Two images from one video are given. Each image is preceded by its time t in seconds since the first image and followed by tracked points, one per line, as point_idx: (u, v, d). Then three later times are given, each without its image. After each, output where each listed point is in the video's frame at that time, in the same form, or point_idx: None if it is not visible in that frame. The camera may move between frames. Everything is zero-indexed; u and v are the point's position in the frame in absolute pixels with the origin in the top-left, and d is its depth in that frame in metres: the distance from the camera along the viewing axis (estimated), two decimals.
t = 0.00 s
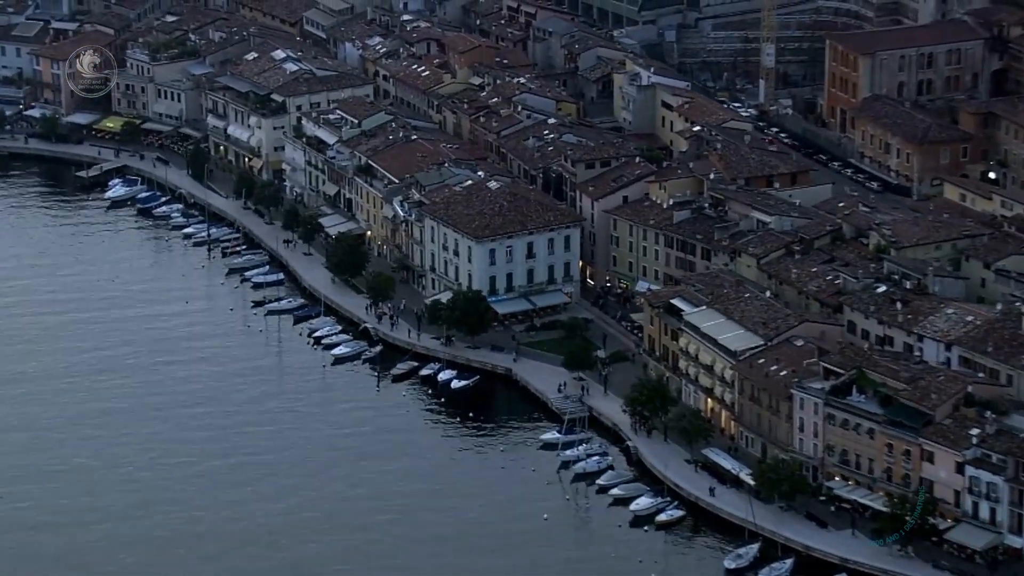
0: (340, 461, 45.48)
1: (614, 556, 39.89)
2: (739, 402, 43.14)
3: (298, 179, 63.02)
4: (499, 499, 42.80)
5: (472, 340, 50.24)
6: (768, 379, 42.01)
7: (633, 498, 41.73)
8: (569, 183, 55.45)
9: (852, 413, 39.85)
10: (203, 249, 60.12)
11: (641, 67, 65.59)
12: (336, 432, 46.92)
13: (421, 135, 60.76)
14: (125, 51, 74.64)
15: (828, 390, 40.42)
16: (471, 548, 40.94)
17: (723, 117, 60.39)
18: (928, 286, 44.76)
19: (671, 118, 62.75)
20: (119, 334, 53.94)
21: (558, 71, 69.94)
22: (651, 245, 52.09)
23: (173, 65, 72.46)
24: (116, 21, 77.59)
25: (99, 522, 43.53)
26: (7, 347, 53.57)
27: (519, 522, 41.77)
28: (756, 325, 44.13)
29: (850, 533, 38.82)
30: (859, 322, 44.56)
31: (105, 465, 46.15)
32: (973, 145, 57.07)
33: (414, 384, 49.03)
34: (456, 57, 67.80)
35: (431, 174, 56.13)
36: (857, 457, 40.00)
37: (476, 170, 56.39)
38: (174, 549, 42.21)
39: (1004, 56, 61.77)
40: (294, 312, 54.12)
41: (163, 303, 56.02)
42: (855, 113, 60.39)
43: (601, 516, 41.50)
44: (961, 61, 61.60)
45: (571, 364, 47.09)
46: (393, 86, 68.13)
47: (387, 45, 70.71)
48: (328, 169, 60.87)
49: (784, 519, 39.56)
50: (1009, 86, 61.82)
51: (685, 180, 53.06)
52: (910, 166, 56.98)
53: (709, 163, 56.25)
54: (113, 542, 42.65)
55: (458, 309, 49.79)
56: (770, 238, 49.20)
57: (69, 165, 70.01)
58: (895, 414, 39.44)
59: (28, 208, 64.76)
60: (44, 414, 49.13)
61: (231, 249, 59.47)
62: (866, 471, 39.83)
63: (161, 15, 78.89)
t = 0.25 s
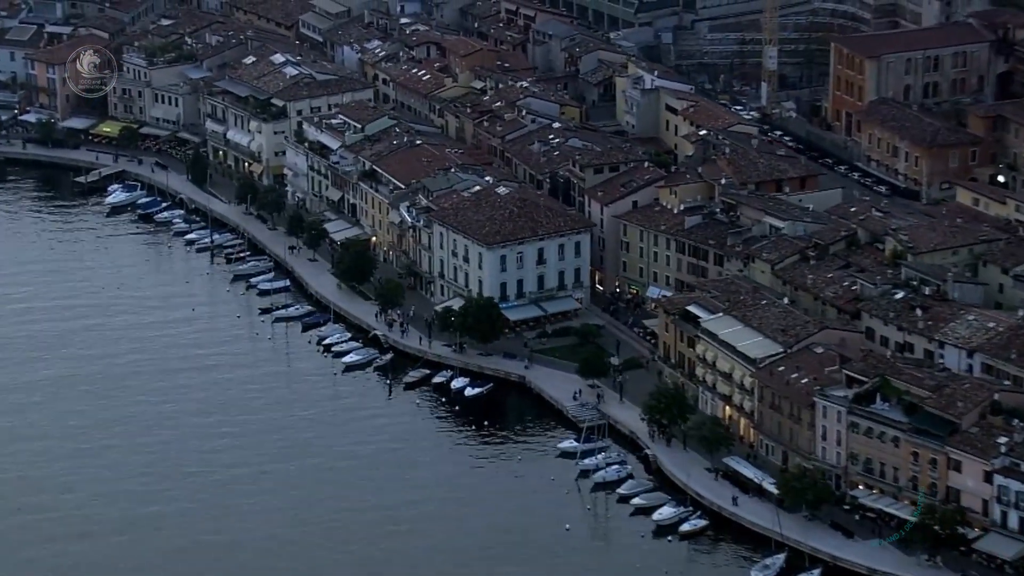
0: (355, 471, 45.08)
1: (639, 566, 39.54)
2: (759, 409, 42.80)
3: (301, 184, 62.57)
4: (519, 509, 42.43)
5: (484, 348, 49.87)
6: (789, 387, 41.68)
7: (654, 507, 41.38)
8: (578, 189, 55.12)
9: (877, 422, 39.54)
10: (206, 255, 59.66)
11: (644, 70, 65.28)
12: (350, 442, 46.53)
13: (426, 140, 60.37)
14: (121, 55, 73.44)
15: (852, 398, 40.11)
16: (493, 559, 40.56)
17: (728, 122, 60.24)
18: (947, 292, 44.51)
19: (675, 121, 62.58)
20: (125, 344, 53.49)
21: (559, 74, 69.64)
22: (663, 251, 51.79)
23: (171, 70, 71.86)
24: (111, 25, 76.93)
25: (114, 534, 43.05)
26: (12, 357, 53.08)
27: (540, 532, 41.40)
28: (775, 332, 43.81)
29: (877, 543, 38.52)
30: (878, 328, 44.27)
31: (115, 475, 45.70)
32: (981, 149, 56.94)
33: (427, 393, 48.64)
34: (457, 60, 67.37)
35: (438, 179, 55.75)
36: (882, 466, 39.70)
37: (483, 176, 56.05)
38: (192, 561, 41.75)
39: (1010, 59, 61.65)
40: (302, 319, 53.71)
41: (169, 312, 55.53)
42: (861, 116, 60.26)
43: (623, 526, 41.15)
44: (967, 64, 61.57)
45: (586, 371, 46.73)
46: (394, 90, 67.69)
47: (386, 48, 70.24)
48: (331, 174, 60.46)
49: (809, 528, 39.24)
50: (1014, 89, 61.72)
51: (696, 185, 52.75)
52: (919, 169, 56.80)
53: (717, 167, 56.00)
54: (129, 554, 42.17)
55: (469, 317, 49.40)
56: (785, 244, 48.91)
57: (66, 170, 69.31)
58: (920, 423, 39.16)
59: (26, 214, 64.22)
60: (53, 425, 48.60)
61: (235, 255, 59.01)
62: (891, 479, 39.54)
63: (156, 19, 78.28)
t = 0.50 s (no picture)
0: (372, 481, 44.72)
1: None
2: (780, 418, 42.51)
3: (303, 190, 62.16)
4: (539, 519, 42.08)
5: (497, 355, 49.53)
6: (810, 396, 41.38)
7: (677, 517, 41.06)
8: (587, 194, 54.81)
9: (902, 431, 39.29)
10: (209, 262, 59.23)
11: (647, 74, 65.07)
12: (365, 451, 46.18)
13: (430, 145, 59.99)
14: (118, 57, 72.85)
15: (876, 407, 39.84)
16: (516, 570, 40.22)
17: (734, 126, 60.06)
18: (968, 299, 44.27)
19: (680, 125, 62.39)
20: (132, 353, 53.07)
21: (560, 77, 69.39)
22: (675, 257, 51.51)
23: (169, 74, 71.29)
24: (106, 30, 76.33)
25: (130, 546, 42.61)
26: (18, 366, 52.61)
27: (562, 542, 41.06)
28: (794, 340, 43.52)
29: (904, 553, 38.27)
30: (897, 336, 44.02)
31: (129, 486, 45.28)
32: (991, 153, 56.69)
33: (440, 401, 48.29)
34: (459, 65, 66.94)
35: (445, 185, 55.40)
36: (907, 475, 39.45)
37: (491, 182, 55.73)
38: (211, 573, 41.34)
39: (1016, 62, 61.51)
40: (310, 326, 53.33)
41: (176, 320, 55.08)
42: (868, 120, 60.06)
43: (646, 536, 40.83)
44: (973, 67, 61.37)
45: (602, 379, 46.41)
46: (395, 95, 67.28)
47: (386, 53, 69.81)
48: (335, 180, 60.07)
49: (835, 539, 38.97)
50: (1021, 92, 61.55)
51: (707, 191, 52.47)
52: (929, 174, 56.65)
53: (726, 172, 55.81)
54: (147, 566, 41.74)
55: (482, 324, 49.04)
56: (800, 250, 48.65)
57: (65, 176, 68.74)
58: (946, 432, 38.92)
59: (25, 220, 63.68)
60: (63, 436, 48.12)
61: (240, 262, 58.58)
62: (917, 489, 39.30)
63: (152, 23, 77.70)
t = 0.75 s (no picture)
0: (392, 494, 44.25)
1: None
2: (805, 428, 42.13)
3: (307, 197, 61.65)
4: (565, 531, 41.64)
5: (513, 365, 49.10)
6: (837, 406, 40.99)
7: (705, 529, 40.65)
8: (598, 201, 54.43)
9: (933, 442, 38.97)
10: (214, 271, 58.67)
11: (651, 79, 64.75)
12: (384, 463, 45.72)
13: (436, 151, 59.57)
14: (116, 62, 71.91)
15: (906, 417, 39.50)
16: None
17: (742, 134, 59.92)
18: (992, 307, 43.97)
19: (686, 131, 62.10)
20: (142, 365, 52.52)
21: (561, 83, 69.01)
22: (690, 265, 51.15)
23: (166, 80, 70.57)
24: (101, 35, 75.57)
25: (151, 562, 42.06)
26: (26, 379, 52.00)
27: (590, 554, 40.63)
28: (818, 349, 43.14)
29: (939, 566, 37.94)
30: (921, 344, 43.71)
31: (147, 501, 44.75)
32: (1003, 157, 56.63)
33: (457, 412, 47.84)
34: (461, 70, 66.49)
35: (455, 193, 54.96)
36: (939, 486, 39.11)
37: (501, 189, 55.32)
38: None
39: None
40: (321, 336, 52.88)
41: (185, 330, 54.53)
42: (877, 125, 59.97)
43: (674, 548, 40.42)
44: (981, 71, 61.33)
45: (622, 389, 45.99)
46: (398, 100, 66.80)
47: (387, 57, 69.33)
48: (340, 187, 59.60)
49: (868, 552, 38.62)
50: None
51: (722, 198, 52.11)
52: (940, 180, 56.63)
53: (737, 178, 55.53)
54: None
55: (498, 334, 48.59)
56: (818, 258, 48.33)
57: (63, 184, 68.01)
58: (977, 441, 38.60)
59: (25, 229, 63.00)
60: (77, 451, 47.53)
61: (246, 270, 58.05)
62: (949, 499, 38.97)
63: (147, 28, 76.98)
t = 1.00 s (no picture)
0: (412, 505, 43.90)
1: None
2: (828, 436, 41.82)
3: (311, 203, 61.27)
4: (589, 541, 41.33)
5: (527, 372, 48.77)
6: (861, 414, 40.72)
7: (730, 538, 40.36)
8: (609, 207, 54.16)
9: (960, 450, 38.73)
10: (220, 277, 58.24)
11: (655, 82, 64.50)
12: (402, 473, 45.37)
13: (443, 157, 59.26)
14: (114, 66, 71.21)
15: (932, 425, 39.25)
16: None
17: (750, 137, 59.75)
18: (1013, 313, 43.77)
19: (692, 135, 61.91)
20: (152, 374, 52.12)
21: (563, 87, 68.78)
22: (704, 271, 50.89)
23: (165, 84, 69.95)
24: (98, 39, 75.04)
25: None
26: (36, 390, 51.56)
27: (615, 564, 40.32)
28: (840, 357, 42.89)
29: None
30: (942, 351, 43.49)
31: (165, 515, 44.35)
32: (1013, 162, 56.34)
33: (473, 419, 47.50)
34: (464, 75, 66.13)
35: (465, 199, 54.64)
36: (966, 495, 38.87)
37: (511, 195, 55.02)
38: None
39: None
40: (331, 343, 52.51)
41: (194, 339, 54.11)
42: (884, 129, 59.90)
43: (699, 558, 40.12)
44: (988, 75, 61.27)
45: (639, 397, 45.68)
46: (400, 104, 66.46)
47: (387, 62, 68.95)
48: (346, 193, 59.24)
49: (897, 562, 38.37)
50: None
51: (735, 203, 51.85)
52: (950, 185, 56.51)
53: (748, 183, 55.32)
54: None
55: (513, 341, 48.25)
56: (835, 263, 48.10)
57: (62, 190, 67.38)
58: (1005, 451, 38.37)
59: (27, 236, 62.47)
60: (92, 465, 47.11)
61: (252, 277, 57.64)
62: (976, 508, 38.74)
63: (143, 32, 76.45)
